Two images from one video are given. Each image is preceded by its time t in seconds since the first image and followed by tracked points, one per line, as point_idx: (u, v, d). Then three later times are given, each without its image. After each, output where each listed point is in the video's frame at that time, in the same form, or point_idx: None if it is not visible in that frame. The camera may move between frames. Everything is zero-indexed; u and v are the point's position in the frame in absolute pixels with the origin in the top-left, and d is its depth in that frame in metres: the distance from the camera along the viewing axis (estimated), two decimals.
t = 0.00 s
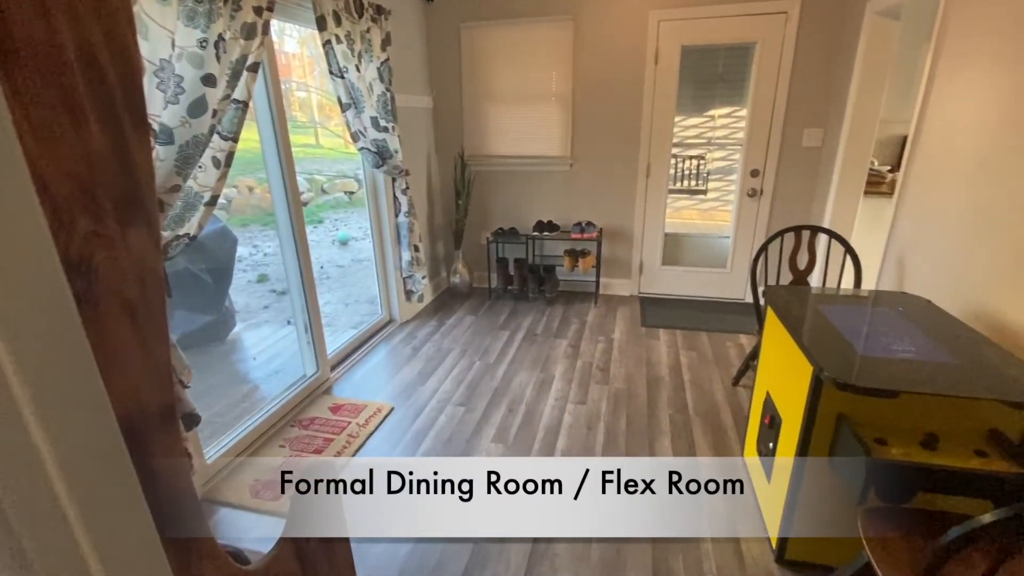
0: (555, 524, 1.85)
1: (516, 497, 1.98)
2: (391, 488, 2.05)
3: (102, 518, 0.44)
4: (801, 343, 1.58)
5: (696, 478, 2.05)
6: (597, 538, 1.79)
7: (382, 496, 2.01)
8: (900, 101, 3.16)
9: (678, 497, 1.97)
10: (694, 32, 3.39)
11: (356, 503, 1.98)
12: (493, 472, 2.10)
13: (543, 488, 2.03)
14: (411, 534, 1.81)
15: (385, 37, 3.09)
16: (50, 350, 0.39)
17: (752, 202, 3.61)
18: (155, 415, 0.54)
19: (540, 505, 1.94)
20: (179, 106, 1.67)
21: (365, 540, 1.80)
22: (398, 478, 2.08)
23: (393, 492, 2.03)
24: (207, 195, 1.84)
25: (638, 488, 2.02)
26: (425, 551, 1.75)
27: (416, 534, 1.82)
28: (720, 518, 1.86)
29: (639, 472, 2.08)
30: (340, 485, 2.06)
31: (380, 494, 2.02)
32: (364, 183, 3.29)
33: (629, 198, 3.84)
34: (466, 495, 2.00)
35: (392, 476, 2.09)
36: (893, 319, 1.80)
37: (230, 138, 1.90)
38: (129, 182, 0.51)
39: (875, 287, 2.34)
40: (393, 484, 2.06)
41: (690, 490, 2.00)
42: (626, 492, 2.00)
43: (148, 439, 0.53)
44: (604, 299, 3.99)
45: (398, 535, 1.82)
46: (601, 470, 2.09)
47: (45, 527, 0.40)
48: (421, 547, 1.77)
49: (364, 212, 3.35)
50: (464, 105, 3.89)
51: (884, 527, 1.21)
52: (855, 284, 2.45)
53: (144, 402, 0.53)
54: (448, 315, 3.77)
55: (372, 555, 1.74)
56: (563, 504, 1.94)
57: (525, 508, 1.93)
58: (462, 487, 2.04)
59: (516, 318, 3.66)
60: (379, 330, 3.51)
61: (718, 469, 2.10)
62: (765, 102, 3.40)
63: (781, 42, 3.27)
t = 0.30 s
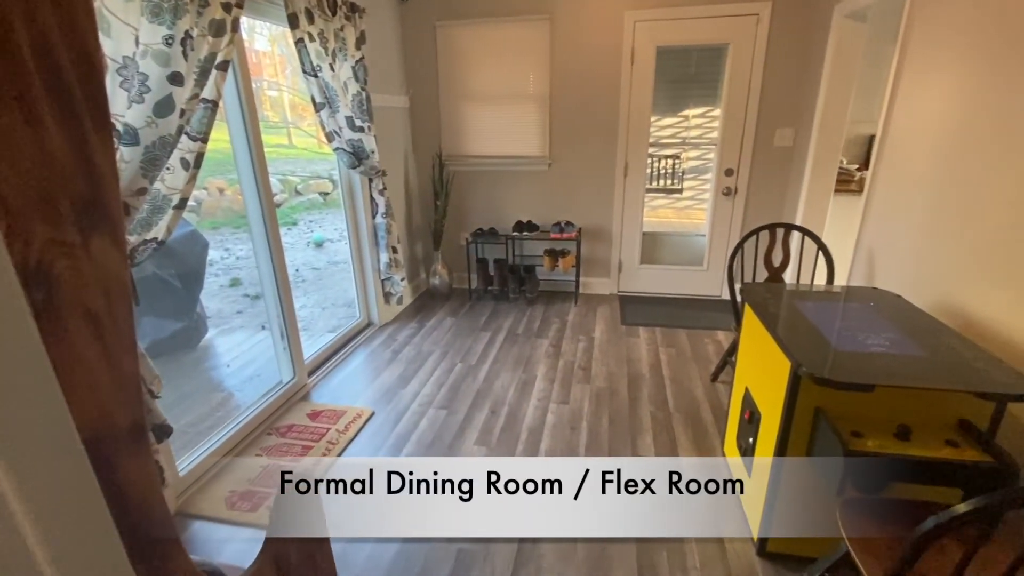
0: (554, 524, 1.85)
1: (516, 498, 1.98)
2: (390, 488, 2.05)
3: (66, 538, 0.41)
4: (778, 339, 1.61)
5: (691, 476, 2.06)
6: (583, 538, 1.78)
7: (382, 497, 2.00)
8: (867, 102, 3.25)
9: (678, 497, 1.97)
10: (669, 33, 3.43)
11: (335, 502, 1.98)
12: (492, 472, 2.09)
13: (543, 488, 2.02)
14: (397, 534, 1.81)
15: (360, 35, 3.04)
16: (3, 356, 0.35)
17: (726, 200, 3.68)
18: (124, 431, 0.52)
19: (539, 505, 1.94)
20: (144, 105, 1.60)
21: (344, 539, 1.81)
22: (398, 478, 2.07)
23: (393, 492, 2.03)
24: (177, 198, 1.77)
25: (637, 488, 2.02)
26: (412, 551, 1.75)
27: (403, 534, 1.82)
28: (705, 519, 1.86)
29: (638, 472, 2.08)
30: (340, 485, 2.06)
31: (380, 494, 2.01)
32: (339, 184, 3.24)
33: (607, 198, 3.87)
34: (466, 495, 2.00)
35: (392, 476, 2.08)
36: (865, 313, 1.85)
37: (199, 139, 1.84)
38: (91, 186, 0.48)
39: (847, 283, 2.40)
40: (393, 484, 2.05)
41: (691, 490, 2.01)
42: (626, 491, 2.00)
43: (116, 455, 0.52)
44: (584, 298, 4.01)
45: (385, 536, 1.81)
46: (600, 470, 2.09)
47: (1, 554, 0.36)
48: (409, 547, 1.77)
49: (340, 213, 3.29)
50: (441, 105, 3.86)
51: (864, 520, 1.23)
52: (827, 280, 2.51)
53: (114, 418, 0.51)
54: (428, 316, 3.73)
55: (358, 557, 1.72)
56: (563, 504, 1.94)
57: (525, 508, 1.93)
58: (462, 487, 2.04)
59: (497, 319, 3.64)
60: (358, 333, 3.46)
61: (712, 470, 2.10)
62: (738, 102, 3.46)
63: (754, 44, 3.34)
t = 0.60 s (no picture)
0: (555, 523, 1.85)
1: (516, 497, 1.97)
2: (390, 488, 2.04)
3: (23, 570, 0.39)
4: (757, 335, 1.64)
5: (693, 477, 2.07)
6: (569, 539, 1.78)
7: (382, 497, 2.00)
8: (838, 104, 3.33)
9: (679, 498, 1.97)
10: (646, 34, 3.46)
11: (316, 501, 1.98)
12: (492, 472, 2.09)
13: (543, 488, 2.02)
14: (386, 533, 1.80)
15: (336, 34, 2.99)
16: None
17: (704, 200, 3.73)
18: (90, 448, 0.59)
19: (539, 505, 1.94)
20: (110, 105, 1.54)
21: (321, 537, 1.81)
22: (398, 478, 2.07)
23: (393, 492, 2.02)
24: (145, 200, 1.71)
25: (638, 488, 2.02)
26: (400, 551, 1.74)
27: (393, 534, 1.81)
28: (692, 518, 1.87)
29: (640, 472, 2.09)
30: (340, 485, 2.06)
31: (380, 494, 2.01)
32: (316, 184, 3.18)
33: (587, 198, 3.89)
34: (466, 495, 1.99)
35: (392, 476, 2.08)
36: (839, 309, 1.89)
37: (169, 139, 1.78)
38: (52, 193, 0.58)
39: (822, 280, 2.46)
40: (393, 484, 2.05)
41: (691, 490, 2.01)
42: (626, 491, 2.00)
43: (81, 474, 0.58)
44: (566, 298, 4.02)
45: (373, 536, 1.81)
46: (601, 470, 2.09)
47: None
48: (396, 547, 1.76)
49: (317, 214, 3.23)
50: (420, 104, 3.82)
51: (841, 512, 1.27)
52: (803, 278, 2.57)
53: (77, 437, 0.57)
54: (410, 318, 3.70)
55: (345, 559, 1.72)
56: (563, 504, 1.94)
57: (525, 508, 1.92)
58: (462, 487, 2.03)
59: (479, 319, 3.63)
60: (337, 336, 3.40)
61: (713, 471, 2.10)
62: (714, 103, 3.52)
63: (728, 46, 3.39)
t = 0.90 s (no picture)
0: (555, 523, 1.85)
1: (516, 498, 1.97)
2: (390, 488, 2.04)
3: None
4: (739, 332, 1.66)
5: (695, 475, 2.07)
6: (555, 539, 1.78)
7: (382, 496, 2.00)
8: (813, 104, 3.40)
9: (679, 498, 1.97)
10: (626, 34, 3.49)
11: (296, 502, 1.98)
12: (492, 473, 2.08)
13: (543, 488, 2.02)
14: (373, 533, 1.81)
15: (313, 31, 2.94)
16: None
17: (684, 198, 3.78)
18: (65, 463, 0.49)
19: (540, 505, 1.93)
20: (79, 103, 1.48)
21: (303, 537, 1.82)
22: (398, 478, 2.07)
23: (393, 492, 2.02)
24: (116, 202, 1.66)
25: (638, 488, 2.03)
26: (387, 551, 1.75)
27: (379, 534, 1.82)
28: (690, 519, 1.87)
29: (639, 472, 2.09)
30: (340, 485, 2.06)
31: (380, 494, 2.00)
32: (294, 184, 3.13)
33: (569, 197, 3.90)
34: (466, 495, 1.98)
35: (391, 476, 2.07)
36: (816, 305, 1.94)
37: (140, 139, 1.72)
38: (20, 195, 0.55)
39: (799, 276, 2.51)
40: (394, 484, 2.05)
41: (691, 490, 2.00)
42: (626, 491, 2.00)
43: (57, 492, 0.48)
44: (549, 297, 4.03)
45: (361, 536, 1.81)
46: (601, 470, 2.09)
47: None
48: (384, 547, 1.76)
49: (296, 214, 3.18)
50: (400, 103, 3.79)
51: (822, 503, 1.30)
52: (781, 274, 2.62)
53: (50, 448, 0.47)
54: (392, 320, 3.66)
55: (333, 560, 1.72)
56: (564, 504, 1.94)
57: (525, 508, 1.92)
58: (462, 487, 2.02)
59: (463, 319, 3.62)
60: (318, 338, 3.36)
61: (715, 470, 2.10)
62: (693, 103, 3.56)
63: (706, 47, 3.44)
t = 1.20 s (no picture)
0: (556, 523, 1.85)
1: (516, 498, 1.97)
2: (390, 488, 2.03)
3: None
4: (721, 328, 1.68)
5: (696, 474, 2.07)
6: (543, 539, 1.78)
7: (382, 496, 1.98)
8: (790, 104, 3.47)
9: (679, 498, 1.97)
10: (606, 34, 3.51)
11: (279, 503, 1.97)
12: (492, 473, 2.08)
13: (543, 488, 2.02)
14: (360, 533, 1.80)
15: (292, 28, 2.88)
16: None
17: (665, 197, 3.81)
18: (41, 473, 0.46)
19: (539, 505, 1.93)
20: (46, 100, 1.43)
21: (290, 539, 1.80)
22: (398, 478, 2.06)
23: (393, 492, 2.01)
24: (87, 203, 1.60)
25: (638, 488, 2.03)
26: (375, 551, 1.74)
27: (367, 534, 1.81)
28: (686, 517, 1.88)
29: (640, 472, 2.08)
30: (340, 485, 2.05)
31: (379, 494, 1.99)
32: (273, 183, 3.08)
33: (552, 196, 3.91)
34: (466, 495, 1.98)
35: (391, 476, 2.06)
36: (795, 301, 1.97)
37: (112, 138, 1.67)
38: None
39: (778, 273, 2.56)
40: (393, 484, 2.04)
41: (691, 490, 2.01)
42: (626, 491, 2.00)
43: (35, 504, 0.46)
44: (533, 296, 4.04)
45: (350, 536, 1.81)
46: (601, 470, 2.09)
47: None
48: (372, 547, 1.76)
49: (275, 214, 3.12)
50: (381, 102, 3.75)
51: (803, 495, 1.33)
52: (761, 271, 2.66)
53: (26, 457, 0.44)
54: (375, 321, 3.62)
55: (321, 560, 1.71)
56: (564, 504, 1.94)
57: (525, 508, 1.92)
58: (462, 487, 2.02)
59: (447, 319, 3.60)
60: (299, 340, 3.31)
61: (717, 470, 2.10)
62: (673, 103, 3.60)
63: (686, 47, 3.48)
